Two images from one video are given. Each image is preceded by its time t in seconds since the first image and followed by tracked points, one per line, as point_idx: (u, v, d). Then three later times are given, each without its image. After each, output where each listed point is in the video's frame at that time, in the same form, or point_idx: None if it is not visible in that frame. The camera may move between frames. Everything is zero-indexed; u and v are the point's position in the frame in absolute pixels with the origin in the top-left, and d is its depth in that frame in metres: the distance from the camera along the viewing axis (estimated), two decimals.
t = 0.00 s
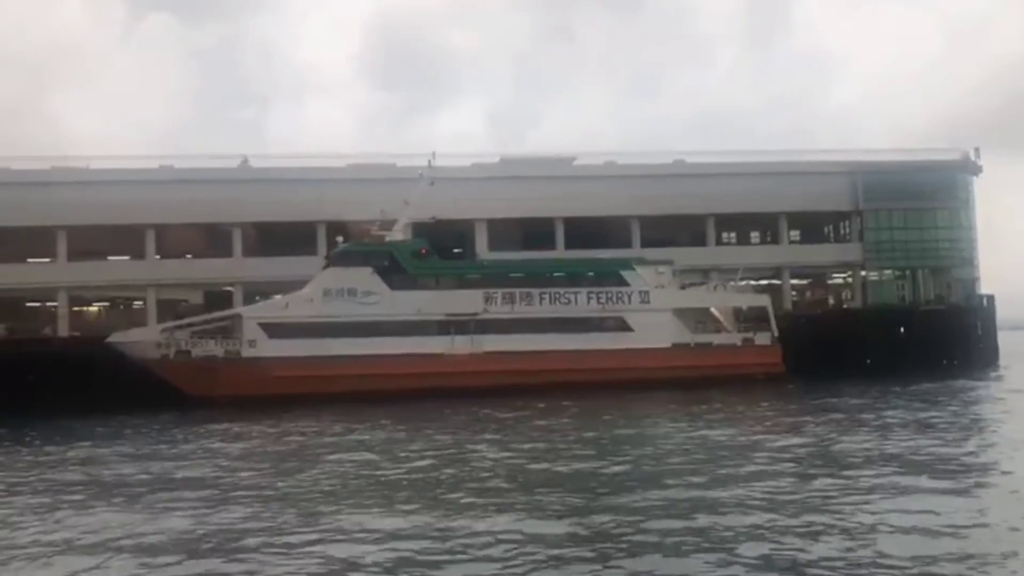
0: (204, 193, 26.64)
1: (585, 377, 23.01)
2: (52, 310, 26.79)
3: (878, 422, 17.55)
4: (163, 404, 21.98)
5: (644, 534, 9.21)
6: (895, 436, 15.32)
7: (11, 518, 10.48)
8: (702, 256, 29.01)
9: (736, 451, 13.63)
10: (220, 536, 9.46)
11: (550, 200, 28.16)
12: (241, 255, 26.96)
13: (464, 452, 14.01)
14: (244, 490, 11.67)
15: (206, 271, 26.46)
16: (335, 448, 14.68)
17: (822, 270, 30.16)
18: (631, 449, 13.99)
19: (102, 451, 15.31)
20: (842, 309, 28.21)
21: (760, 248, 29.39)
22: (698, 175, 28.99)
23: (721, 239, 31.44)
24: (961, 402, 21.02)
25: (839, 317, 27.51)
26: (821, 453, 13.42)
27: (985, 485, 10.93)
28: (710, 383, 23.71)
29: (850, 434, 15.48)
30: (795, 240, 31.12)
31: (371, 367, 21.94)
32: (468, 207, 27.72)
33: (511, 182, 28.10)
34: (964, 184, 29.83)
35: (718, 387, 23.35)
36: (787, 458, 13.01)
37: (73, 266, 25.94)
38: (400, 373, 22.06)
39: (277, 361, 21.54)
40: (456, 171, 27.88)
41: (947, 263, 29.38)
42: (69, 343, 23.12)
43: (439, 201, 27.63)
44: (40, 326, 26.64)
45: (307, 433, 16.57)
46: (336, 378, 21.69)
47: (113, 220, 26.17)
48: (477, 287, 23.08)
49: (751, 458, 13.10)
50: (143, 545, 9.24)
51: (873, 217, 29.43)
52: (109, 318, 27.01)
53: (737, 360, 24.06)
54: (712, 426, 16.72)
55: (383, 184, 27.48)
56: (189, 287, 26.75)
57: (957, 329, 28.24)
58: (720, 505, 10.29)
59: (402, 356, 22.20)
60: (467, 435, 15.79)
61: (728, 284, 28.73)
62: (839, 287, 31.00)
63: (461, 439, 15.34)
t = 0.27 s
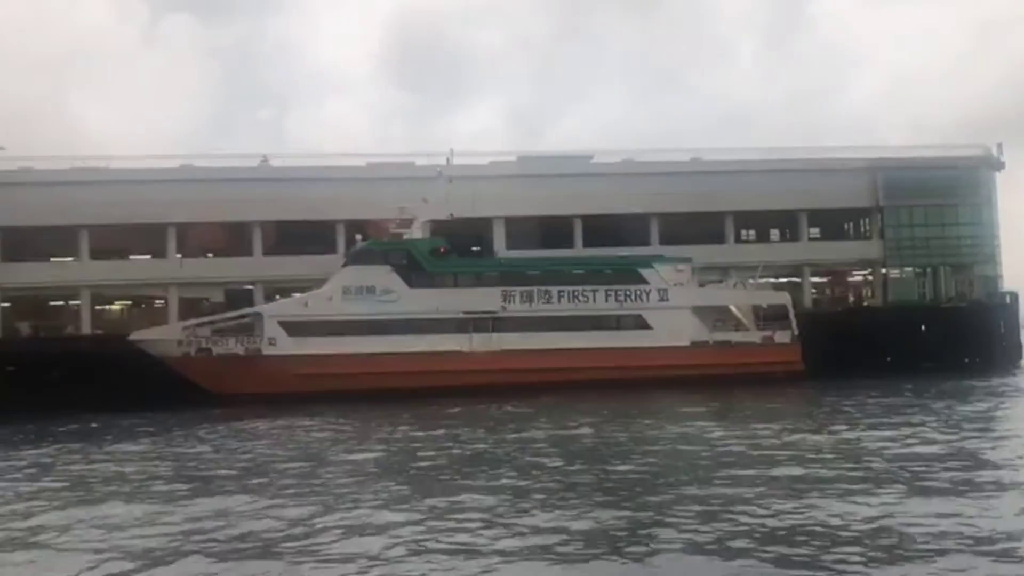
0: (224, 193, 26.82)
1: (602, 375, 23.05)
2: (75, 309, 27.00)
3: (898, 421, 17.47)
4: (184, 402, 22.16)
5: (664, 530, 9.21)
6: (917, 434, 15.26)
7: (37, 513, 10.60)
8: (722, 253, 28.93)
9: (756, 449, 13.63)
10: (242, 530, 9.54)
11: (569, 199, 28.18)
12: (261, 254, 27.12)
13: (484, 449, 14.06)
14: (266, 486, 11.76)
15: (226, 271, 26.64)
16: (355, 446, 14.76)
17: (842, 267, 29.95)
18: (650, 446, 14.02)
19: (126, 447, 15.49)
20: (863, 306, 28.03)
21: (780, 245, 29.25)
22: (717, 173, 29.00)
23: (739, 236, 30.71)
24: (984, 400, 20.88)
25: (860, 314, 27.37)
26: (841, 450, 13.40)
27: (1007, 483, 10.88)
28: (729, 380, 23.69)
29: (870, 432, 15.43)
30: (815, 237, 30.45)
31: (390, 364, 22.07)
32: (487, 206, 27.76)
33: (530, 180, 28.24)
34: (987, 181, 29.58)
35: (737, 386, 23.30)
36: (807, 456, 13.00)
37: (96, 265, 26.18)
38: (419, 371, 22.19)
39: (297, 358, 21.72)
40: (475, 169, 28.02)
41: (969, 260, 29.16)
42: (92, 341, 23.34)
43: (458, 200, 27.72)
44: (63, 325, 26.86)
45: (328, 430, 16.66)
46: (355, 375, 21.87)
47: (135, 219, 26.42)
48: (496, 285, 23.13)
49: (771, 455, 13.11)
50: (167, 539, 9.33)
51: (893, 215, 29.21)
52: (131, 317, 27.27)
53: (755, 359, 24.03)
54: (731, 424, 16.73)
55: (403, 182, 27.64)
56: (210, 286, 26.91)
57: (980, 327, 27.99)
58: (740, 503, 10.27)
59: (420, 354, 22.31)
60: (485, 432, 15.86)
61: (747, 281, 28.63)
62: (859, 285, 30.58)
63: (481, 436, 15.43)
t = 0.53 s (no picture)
0: (248, 193, 26.98)
1: (624, 374, 22.97)
2: (101, 308, 27.26)
3: (925, 419, 17.30)
4: (209, 401, 22.32)
5: (686, 530, 9.15)
6: (944, 433, 15.10)
7: (63, 511, 10.71)
8: (746, 251, 28.74)
9: (780, 448, 13.53)
10: (266, 528, 9.59)
11: (592, 197, 28.10)
12: (285, 254, 27.24)
13: (507, 448, 14.06)
14: (288, 484, 11.81)
15: (250, 270, 26.80)
16: (377, 444, 14.79)
17: (867, 265, 29.61)
18: (673, 445, 13.96)
19: (152, 445, 15.63)
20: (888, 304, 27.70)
21: (804, 243, 29.02)
22: (740, 170, 28.85)
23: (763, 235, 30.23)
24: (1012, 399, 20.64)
25: (885, 313, 27.05)
26: (867, 449, 13.27)
27: None
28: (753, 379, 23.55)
29: (897, 431, 15.29)
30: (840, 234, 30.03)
31: (412, 363, 22.11)
32: (508, 205, 27.75)
33: (552, 178, 28.27)
34: (1014, 178, 29.25)
35: (761, 385, 23.15)
36: (833, 455, 12.90)
37: (122, 265, 26.41)
38: (440, 369, 22.21)
39: (320, 357, 21.81)
40: (497, 168, 28.08)
41: (996, 258, 28.90)
42: (118, 341, 23.57)
43: (479, 198, 27.71)
44: (90, 324, 27.12)
45: (350, 428, 16.71)
46: (377, 373, 21.93)
47: (160, 219, 26.64)
48: (517, 283, 23.11)
49: (796, 454, 13.02)
50: (189, 537, 9.38)
51: (919, 212, 28.88)
52: (156, 316, 27.50)
53: (778, 357, 23.88)
54: (755, 423, 16.62)
55: (425, 181, 27.72)
56: (234, 285, 27.07)
57: (1008, 326, 27.60)
58: (763, 502, 10.19)
59: (442, 353, 22.33)
60: (508, 431, 15.86)
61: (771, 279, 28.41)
62: (885, 283, 30.26)
63: (503, 434, 15.42)
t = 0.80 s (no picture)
0: (275, 194, 27.16)
1: (649, 374, 22.89)
2: (130, 309, 27.49)
3: (956, 419, 17.09)
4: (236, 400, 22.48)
5: (713, 533, 9.09)
6: (975, 432, 14.91)
7: (92, 510, 10.83)
8: (773, 251, 28.50)
9: (809, 449, 13.42)
10: (293, 529, 9.65)
11: (617, 196, 27.99)
12: (311, 254, 27.38)
13: (532, 448, 14.05)
14: (315, 484, 11.88)
15: (277, 270, 26.97)
16: (403, 444, 14.83)
17: (897, 263, 29.26)
18: (700, 445, 13.89)
19: (181, 445, 15.78)
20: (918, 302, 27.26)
21: (831, 241, 28.75)
22: (767, 168, 28.64)
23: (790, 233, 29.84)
24: None
25: (915, 310, 26.57)
26: (896, 450, 13.13)
27: None
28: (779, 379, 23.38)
29: (927, 431, 15.12)
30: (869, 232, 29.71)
31: (437, 362, 22.15)
32: (533, 204, 27.73)
33: (577, 176, 28.23)
34: None
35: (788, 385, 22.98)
36: (861, 455, 12.77)
37: (150, 267, 26.67)
38: (465, 369, 22.24)
39: (346, 357, 21.92)
40: (522, 167, 28.11)
41: None
42: (147, 341, 23.79)
43: (504, 198, 27.71)
44: (119, 325, 27.35)
45: (377, 428, 16.78)
46: (401, 373, 22.00)
47: (188, 220, 26.88)
48: (542, 283, 23.08)
49: (824, 455, 12.90)
50: (215, 537, 9.46)
51: (949, 208, 28.54)
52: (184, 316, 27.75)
53: (806, 357, 23.70)
54: (783, 423, 16.50)
55: (450, 180, 27.77)
56: (261, 285, 27.25)
57: None
58: (791, 504, 10.11)
59: (467, 352, 22.35)
60: (534, 431, 15.85)
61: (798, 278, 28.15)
62: (914, 280, 29.87)
63: (529, 434, 15.41)
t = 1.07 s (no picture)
0: (304, 195, 27.37)
1: (678, 374, 22.78)
2: (164, 310, 27.77)
3: (991, 420, 16.87)
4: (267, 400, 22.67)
5: (742, 536, 9.02)
6: (1011, 433, 14.72)
7: (126, 508, 10.99)
8: (804, 250, 28.25)
9: (840, 449, 13.32)
10: (323, 527, 9.74)
11: (645, 196, 27.90)
12: (341, 255, 27.55)
13: (561, 448, 14.05)
14: (345, 483, 11.96)
15: (308, 271, 27.17)
16: (432, 444, 14.88)
17: (930, 262, 28.95)
18: (730, 446, 13.82)
19: (213, 444, 15.95)
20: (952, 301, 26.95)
21: (863, 240, 28.47)
22: (797, 166, 28.40)
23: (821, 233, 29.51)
24: None
25: (949, 310, 26.25)
26: (930, 451, 12.99)
27: None
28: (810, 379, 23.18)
29: (962, 431, 14.94)
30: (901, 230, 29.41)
31: (466, 362, 22.20)
32: (562, 204, 27.72)
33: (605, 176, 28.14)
34: None
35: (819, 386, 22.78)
36: (894, 456, 12.65)
37: (183, 268, 26.98)
38: (493, 369, 22.27)
39: (375, 357, 22.03)
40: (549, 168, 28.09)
41: None
42: (180, 341, 24.06)
43: (532, 198, 27.71)
44: (152, 325, 27.69)
45: (406, 428, 16.85)
46: (430, 373, 22.07)
47: (219, 222, 27.16)
48: (571, 283, 23.03)
49: (856, 455, 12.79)
50: (248, 535, 9.57)
51: (983, 206, 28.19)
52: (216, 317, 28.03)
53: (837, 357, 23.48)
54: (815, 423, 16.37)
55: (479, 180, 27.82)
56: (291, 286, 27.47)
57: None
58: (821, 506, 10.01)
59: (495, 353, 22.38)
60: (563, 431, 15.85)
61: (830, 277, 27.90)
62: (947, 279, 29.49)
63: (558, 435, 15.40)
